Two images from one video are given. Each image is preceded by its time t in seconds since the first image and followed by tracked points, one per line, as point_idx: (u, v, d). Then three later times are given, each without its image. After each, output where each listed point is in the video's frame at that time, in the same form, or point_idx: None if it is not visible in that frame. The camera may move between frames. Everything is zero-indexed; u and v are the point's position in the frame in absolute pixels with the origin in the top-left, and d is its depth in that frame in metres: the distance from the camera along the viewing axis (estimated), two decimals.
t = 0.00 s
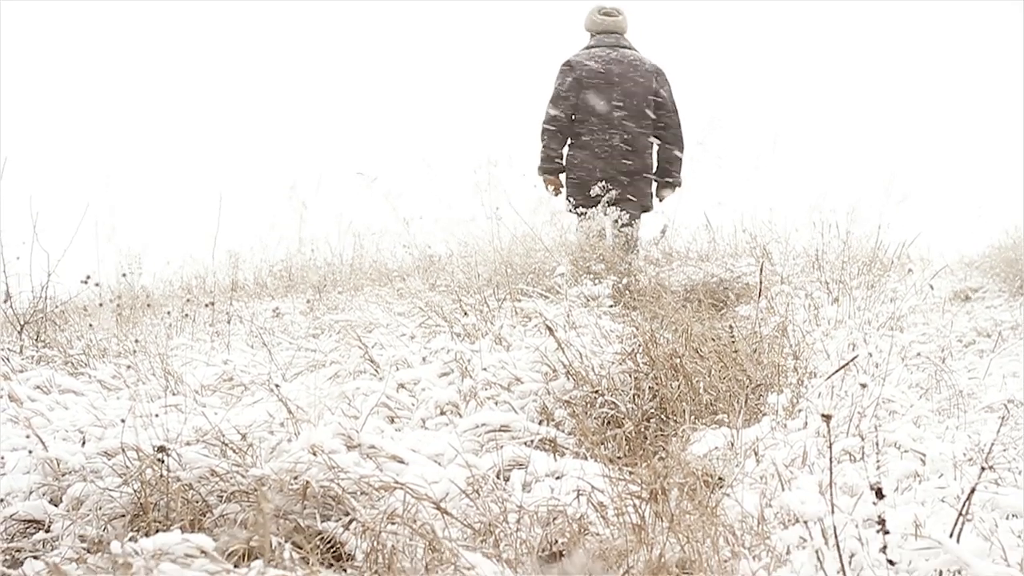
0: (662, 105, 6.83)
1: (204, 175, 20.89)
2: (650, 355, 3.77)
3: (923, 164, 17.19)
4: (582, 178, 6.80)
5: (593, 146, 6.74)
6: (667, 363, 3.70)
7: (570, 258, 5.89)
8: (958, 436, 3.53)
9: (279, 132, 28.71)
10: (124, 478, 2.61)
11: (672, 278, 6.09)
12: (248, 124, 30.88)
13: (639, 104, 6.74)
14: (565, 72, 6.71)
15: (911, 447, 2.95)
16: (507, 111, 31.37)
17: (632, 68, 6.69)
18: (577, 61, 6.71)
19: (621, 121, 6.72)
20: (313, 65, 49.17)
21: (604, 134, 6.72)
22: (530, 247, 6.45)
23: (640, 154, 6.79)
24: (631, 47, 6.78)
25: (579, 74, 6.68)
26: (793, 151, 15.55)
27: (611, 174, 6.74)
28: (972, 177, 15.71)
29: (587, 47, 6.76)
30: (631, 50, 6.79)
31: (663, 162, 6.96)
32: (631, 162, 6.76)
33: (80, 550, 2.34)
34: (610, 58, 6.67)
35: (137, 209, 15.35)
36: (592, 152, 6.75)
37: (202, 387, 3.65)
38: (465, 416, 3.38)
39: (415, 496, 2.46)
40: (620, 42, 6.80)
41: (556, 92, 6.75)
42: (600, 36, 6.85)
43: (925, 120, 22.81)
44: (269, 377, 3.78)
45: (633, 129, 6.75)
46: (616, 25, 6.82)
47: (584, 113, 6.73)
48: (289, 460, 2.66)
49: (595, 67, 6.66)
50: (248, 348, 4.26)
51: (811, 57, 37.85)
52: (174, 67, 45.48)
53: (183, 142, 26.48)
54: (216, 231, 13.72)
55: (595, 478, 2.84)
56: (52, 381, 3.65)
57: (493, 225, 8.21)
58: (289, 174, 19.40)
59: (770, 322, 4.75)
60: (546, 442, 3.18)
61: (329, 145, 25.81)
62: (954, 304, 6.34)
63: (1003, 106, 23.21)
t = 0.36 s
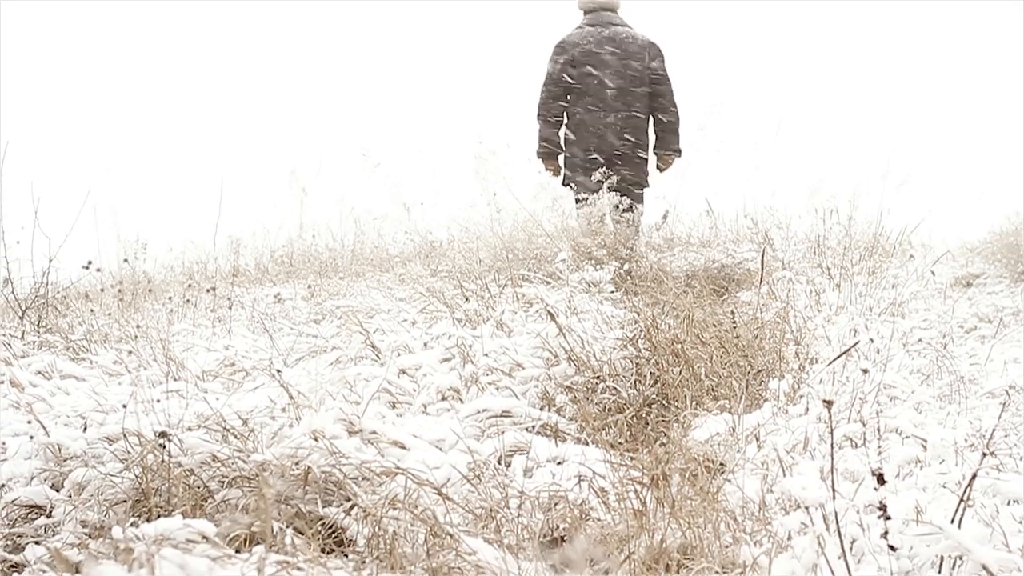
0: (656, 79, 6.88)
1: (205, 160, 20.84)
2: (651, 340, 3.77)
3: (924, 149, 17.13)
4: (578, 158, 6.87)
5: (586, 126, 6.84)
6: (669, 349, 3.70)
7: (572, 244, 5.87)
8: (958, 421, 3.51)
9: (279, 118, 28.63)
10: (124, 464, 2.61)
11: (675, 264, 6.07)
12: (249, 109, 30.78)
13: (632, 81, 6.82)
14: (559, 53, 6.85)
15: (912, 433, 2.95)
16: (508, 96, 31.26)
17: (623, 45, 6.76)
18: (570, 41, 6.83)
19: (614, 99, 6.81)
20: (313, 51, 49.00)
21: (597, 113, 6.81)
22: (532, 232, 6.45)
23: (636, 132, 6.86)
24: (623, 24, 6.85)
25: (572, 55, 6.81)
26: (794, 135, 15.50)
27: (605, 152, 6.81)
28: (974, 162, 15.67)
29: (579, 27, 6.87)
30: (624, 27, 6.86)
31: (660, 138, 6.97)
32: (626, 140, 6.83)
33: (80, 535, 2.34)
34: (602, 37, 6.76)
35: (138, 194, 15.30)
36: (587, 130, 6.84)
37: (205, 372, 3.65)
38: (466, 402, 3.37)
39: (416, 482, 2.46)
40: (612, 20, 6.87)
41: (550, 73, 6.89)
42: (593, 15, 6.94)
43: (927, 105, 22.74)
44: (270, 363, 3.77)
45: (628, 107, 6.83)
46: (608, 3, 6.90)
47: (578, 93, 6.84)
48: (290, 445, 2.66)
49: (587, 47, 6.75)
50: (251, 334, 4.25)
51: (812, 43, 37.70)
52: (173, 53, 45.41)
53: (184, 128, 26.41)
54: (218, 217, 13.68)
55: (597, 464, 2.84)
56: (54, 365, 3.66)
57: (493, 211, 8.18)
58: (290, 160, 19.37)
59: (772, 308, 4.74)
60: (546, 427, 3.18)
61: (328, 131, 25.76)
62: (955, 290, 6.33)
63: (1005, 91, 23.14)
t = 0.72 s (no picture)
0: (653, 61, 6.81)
1: (206, 146, 20.81)
2: (653, 327, 3.76)
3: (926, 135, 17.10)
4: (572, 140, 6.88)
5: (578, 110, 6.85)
6: (670, 335, 3.70)
7: (573, 230, 5.86)
8: (960, 408, 3.51)
9: (280, 103, 28.57)
10: (126, 450, 2.62)
11: (677, 250, 6.06)
12: (250, 95, 30.68)
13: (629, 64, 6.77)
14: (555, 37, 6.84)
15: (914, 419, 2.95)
16: (509, 82, 31.15)
17: (618, 30, 6.71)
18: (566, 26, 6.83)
19: (609, 85, 6.77)
20: (314, 36, 48.81)
21: (592, 98, 6.79)
22: (533, 219, 6.44)
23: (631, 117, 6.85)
24: (620, 9, 6.80)
25: (568, 39, 6.78)
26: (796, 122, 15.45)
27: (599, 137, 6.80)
28: (975, 148, 15.64)
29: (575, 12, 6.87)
30: (621, 12, 6.80)
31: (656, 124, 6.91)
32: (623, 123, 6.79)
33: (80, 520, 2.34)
34: (597, 22, 6.73)
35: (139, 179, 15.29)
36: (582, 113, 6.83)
37: (206, 358, 3.65)
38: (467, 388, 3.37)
39: (417, 468, 2.46)
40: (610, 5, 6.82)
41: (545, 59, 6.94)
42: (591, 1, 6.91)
43: (929, 91, 22.68)
44: (271, 349, 3.77)
45: (624, 90, 6.79)
46: None
47: (573, 79, 6.84)
48: (293, 431, 2.66)
49: (582, 32, 6.73)
50: (253, 320, 4.24)
51: (815, 28, 37.56)
52: (174, 38, 45.23)
53: (185, 113, 26.34)
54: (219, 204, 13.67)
55: (598, 450, 2.84)
56: (56, 352, 3.65)
57: (495, 196, 8.16)
58: (291, 145, 19.36)
59: (773, 294, 4.73)
60: (549, 412, 3.19)
61: (328, 116, 25.70)
62: (957, 275, 6.32)
63: (1007, 76, 23.06)
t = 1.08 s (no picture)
0: (656, 58, 6.78)
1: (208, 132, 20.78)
2: (655, 312, 3.76)
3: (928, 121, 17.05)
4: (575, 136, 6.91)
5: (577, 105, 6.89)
6: (673, 321, 3.69)
7: (576, 216, 5.84)
8: (964, 394, 3.50)
9: (281, 89, 28.50)
10: (130, 435, 2.62)
11: (680, 236, 6.04)
12: (253, 80, 30.67)
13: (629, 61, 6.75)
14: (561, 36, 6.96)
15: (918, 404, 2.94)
16: (511, 68, 31.07)
17: (618, 27, 6.70)
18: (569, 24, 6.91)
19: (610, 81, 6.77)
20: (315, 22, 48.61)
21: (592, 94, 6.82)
22: (535, 205, 6.43)
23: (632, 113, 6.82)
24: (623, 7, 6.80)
25: (570, 37, 6.87)
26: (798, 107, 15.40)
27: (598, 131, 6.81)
28: (977, 134, 15.60)
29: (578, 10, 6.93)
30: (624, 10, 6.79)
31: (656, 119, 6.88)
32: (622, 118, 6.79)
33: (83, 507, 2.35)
34: (597, 19, 6.75)
35: (141, 166, 15.28)
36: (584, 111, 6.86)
37: (208, 344, 3.65)
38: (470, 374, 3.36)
39: (420, 454, 2.46)
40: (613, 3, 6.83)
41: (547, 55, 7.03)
42: None
43: (932, 76, 22.60)
44: (273, 336, 3.76)
45: (626, 87, 6.78)
46: None
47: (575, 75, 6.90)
48: (295, 417, 2.66)
49: (583, 29, 6.79)
50: (255, 307, 4.24)
51: (817, 12, 37.38)
52: (174, 24, 45.05)
53: (186, 100, 26.24)
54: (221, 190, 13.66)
55: (601, 435, 2.84)
56: (58, 337, 3.66)
57: (497, 182, 8.14)
58: (292, 131, 19.33)
59: (777, 280, 4.71)
60: (551, 399, 3.20)
61: (330, 102, 25.65)
62: (960, 262, 6.30)
63: (1010, 62, 22.97)
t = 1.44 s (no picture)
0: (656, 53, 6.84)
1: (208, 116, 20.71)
2: (656, 297, 3.76)
3: (928, 105, 17.01)
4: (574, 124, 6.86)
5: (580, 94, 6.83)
6: (674, 305, 3.69)
7: (578, 201, 5.82)
8: (965, 378, 3.49)
9: (282, 74, 28.40)
10: (131, 420, 2.62)
11: (681, 220, 6.03)
12: (253, 65, 30.54)
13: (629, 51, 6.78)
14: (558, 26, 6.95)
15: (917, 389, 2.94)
16: (512, 53, 30.96)
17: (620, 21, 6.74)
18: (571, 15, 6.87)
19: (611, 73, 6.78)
20: (314, 6, 48.38)
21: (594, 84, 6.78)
22: (537, 189, 6.41)
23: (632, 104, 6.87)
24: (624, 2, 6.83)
25: (573, 28, 6.81)
26: (798, 92, 15.34)
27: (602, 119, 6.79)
28: (978, 118, 15.56)
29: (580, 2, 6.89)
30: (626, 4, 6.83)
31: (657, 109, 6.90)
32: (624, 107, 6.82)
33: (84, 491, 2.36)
34: (601, 12, 6.75)
35: (141, 150, 15.24)
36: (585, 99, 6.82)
37: (209, 328, 3.65)
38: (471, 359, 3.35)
39: (421, 438, 2.45)
40: None
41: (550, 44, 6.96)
42: None
43: (933, 61, 22.52)
44: (274, 320, 3.76)
45: (627, 78, 6.80)
46: None
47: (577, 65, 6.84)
48: (296, 401, 2.66)
49: (587, 20, 6.75)
50: (256, 291, 4.22)
51: None
52: (173, 9, 44.82)
53: (186, 84, 26.13)
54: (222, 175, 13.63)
55: (602, 420, 2.84)
56: (59, 322, 3.66)
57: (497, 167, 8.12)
58: (292, 115, 19.28)
59: (776, 265, 4.71)
60: (552, 384, 3.21)
61: (330, 86, 25.55)
62: (959, 245, 6.30)
63: (1012, 46, 22.90)
